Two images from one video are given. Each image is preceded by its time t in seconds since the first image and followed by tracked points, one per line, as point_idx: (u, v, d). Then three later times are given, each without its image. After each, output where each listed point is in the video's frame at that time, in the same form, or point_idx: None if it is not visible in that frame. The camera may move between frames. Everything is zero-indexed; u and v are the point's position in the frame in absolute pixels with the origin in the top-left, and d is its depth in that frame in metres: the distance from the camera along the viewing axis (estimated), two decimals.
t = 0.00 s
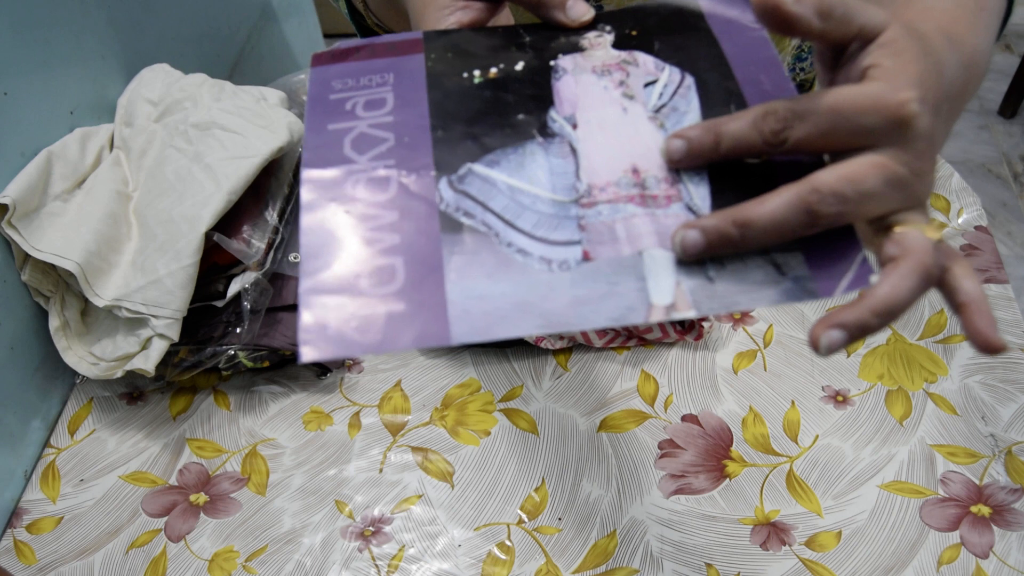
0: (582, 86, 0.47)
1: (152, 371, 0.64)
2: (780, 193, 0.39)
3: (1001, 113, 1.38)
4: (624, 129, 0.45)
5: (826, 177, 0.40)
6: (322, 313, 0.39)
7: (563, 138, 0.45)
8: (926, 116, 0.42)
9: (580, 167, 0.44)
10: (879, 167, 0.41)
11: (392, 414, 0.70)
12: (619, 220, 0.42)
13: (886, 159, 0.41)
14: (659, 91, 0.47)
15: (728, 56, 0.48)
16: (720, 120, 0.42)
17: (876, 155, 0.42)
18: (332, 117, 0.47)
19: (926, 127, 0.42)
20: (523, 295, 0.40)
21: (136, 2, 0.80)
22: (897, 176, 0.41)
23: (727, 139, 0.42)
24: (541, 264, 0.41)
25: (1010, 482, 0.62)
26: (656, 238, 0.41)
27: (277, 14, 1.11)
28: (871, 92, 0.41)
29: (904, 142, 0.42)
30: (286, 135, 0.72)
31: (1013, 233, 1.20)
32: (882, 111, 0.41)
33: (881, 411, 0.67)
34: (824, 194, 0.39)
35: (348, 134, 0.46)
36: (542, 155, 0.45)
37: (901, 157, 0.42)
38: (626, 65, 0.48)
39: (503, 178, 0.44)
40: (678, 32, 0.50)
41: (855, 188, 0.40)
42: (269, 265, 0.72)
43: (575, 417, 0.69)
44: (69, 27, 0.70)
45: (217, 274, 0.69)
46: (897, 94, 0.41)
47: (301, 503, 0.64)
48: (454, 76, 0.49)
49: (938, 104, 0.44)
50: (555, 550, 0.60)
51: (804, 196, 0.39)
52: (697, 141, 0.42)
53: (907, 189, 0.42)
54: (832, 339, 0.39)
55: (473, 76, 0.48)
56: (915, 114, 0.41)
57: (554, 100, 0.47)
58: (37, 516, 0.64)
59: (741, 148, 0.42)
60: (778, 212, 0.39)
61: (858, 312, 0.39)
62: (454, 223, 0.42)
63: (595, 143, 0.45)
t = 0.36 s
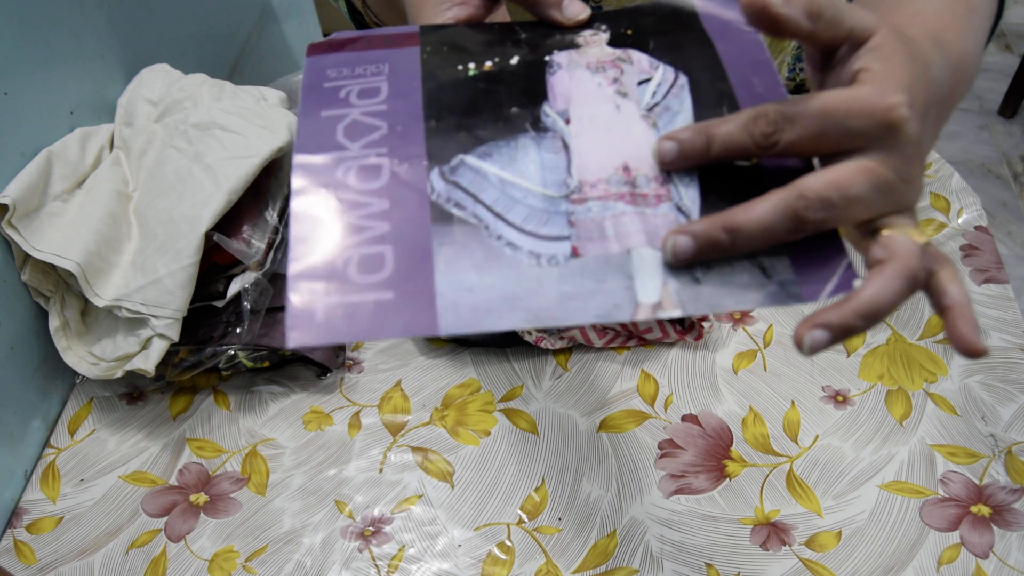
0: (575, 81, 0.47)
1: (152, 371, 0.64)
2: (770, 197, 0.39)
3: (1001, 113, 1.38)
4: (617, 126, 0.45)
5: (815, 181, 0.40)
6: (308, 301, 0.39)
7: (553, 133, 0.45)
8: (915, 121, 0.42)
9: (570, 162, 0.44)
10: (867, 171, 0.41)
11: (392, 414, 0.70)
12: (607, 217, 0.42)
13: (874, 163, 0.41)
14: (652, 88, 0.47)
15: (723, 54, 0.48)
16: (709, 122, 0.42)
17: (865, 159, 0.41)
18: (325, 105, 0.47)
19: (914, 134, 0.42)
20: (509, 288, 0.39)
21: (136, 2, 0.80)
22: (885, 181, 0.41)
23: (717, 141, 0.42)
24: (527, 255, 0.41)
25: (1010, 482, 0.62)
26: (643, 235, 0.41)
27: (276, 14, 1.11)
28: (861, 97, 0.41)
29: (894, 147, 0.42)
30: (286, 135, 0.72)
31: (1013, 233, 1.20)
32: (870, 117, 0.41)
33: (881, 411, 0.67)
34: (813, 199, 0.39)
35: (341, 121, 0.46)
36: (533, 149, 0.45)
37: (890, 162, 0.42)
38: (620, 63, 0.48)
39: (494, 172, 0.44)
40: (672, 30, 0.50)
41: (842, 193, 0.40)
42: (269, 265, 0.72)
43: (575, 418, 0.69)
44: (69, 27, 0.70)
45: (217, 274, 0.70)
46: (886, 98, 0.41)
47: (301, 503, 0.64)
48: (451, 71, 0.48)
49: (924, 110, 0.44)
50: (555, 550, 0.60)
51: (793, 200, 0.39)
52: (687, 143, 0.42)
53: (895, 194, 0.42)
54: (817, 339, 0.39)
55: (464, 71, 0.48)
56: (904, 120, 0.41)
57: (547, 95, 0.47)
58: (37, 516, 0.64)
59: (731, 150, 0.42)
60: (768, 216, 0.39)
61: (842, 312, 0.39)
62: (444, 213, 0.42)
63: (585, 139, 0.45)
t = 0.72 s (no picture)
0: (488, 150, 0.43)
1: (152, 371, 0.64)
2: None
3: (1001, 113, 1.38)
4: (523, 171, 0.42)
5: None
6: (180, 289, 0.37)
7: (451, 174, 0.42)
8: None
9: (457, 205, 0.40)
10: None
11: (392, 414, 0.70)
12: (475, 258, 0.38)
13: None
14: (556, 160, 0.43)
15: (634, 111, 0.46)
16: None
17: None
18: (257, 133, 0.44)
19: None
20: (360, 305, 0.36)
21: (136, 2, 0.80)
22: None
23: None
24: (392, 276, 0.37)
25: (1010, 482, 0.61)
26: (504, 273, 0.37)
27: (276, 14, 1.11)
28: None
29: None
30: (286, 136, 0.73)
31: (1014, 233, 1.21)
32: None
33: (881, 411, 0.67)
34: None
35: (265, 151, 0.43)
36: (427, 195, 0.40)
37: None
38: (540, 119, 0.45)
39: (389, 210, 0.39)
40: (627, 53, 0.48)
41: None
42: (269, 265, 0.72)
43: (575, 417, 0.69)
44: (69, 27, 0.70)
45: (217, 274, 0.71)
46: None
47: (301, 503, 0.64)
48: (380, 116, 0.44)
49: None
50: (555, 550, 0.60)
51: None
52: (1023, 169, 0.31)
53: None
54: None
55: (393, 125, 0.44)
56: None
57: (455, 151, 0.43)
58: (37, 516, 0.64)
59: None
60: None
61: None
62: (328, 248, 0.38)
63: (487, 180, 0.41)
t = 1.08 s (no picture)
0: (587, 104, 0.48)
1: (152, 372, 0.64)
2: (860, 181, 0.36)
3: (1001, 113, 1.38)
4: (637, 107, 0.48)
5: (906, 175, 0.36)
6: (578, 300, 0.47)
7: (599, 146, 0.48)
8: None
9: (616, 148, 0.48)
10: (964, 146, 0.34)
11: (392, 414, 0.70)
12: (664, 170, 0.47)
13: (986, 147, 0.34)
14: (631, 79, 0.49)
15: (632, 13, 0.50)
16: (836, 137, 0.35)
17: (961, 160, 0.35)
18: (478, 204, 0.48)
19: None
20: (669, 240, 0.46)
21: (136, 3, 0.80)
22: (984, 178, 0.36)
23: (852, 162, 0.35)
24: (646, 210, 0.46)
25: (1010, 482, 0.61)
26: (699, 171, 0.47)
27: (277, 14, 1.11)
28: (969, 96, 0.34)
29: (1010, 147, 0.35)
30: (286, 136, 0.73)
31: (1013, 233, 1.22)
32: (976, 91, 0.34)
33: (881, 411, 0.67)
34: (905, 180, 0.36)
35: (497, 208, 0.48)
36: (600, 156, 0.48)
37: (999, 160, 0.35)
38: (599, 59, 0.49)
39: (592, 187, 0.47)
40: None
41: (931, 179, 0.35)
42: (269, 265, 0.72)
43: (575, 417, 0.69)
44: (68, 27, 0.70)
45: (217, 274, 0.70)
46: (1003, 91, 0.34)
47: (301, 503, 0.64)
48: (508, 127, 0.49)
49: None
50: (555, 550, 0.60)
51: (884, 194, 0.36)
52: (815, 162, 0.36)
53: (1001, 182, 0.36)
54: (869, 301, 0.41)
55: (525, 128, 0.49)
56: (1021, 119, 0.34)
57: (581, 121, 0.48)
58: (37, 516, 0.64)
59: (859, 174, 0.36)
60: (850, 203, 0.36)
61: (877, 283, 0.41)
62: (600, 226, 0.47)
63: (616, 134, 0.48)
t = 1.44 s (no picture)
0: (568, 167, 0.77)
1: (152, 372, 0.64)
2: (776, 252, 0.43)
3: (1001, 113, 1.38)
4: (585, 165, 0.77)
5: (806, 231, 0.42)
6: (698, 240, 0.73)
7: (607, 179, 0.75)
8: (884, 157, 0.43)
9: (607, 171, 0.76)
10: (839, 200, 0.42)
11: (392, 414, 0.70)
12: (635, 164, 0.79)
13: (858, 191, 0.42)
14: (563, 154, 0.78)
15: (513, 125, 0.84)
16: (750, 215, 0.40)
17: (841, 210, 0.43)
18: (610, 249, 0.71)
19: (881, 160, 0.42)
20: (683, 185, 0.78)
21: (137, 3, 0.80)
22: (859, 215, 0.44)
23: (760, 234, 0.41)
24: (658, 180, 0.77)
25: (1010, 482, 0.61)
26: (636, 151, 0.83)
27: (277, 14, 1.11)
28: (839, 154, 0.40)
29: (869, 192, 0.43)
30: (286, 136, 0.73)
31: (1013, 233, 1.22)
32: (842, 149, 0.40)
33: (881, 411, 0.67)
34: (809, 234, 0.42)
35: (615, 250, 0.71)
36: (612, 179, 0.75)
37: (866, 200, 0.43)
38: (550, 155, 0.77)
39: (623, 187, 0.74)
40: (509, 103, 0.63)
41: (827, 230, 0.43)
42: (269, 265, 0.72)
43: (575, 418, 0.69)
44: (69, 26, 0.70)
45: (218, 274, 0.69)
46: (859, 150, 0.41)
47: (301, 503, 0.64)
48: (562, 184, 0.73)
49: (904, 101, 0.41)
50: (555, 550, 0.60)
51: (794, 252, 0.43)
52: (737, 243, 0.40)
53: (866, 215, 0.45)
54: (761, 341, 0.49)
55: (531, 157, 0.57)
56: (876, 170, 0.42)
57: (569, 177, 0.75)
58: (37, 516, 0.64)
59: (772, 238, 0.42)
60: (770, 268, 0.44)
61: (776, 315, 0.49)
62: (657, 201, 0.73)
63: (602, 172, 0.76)
